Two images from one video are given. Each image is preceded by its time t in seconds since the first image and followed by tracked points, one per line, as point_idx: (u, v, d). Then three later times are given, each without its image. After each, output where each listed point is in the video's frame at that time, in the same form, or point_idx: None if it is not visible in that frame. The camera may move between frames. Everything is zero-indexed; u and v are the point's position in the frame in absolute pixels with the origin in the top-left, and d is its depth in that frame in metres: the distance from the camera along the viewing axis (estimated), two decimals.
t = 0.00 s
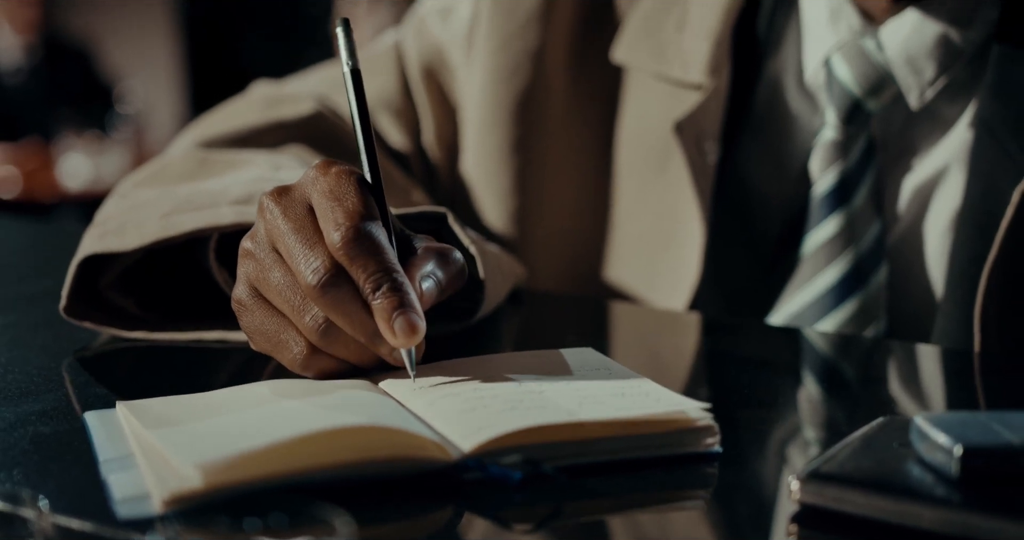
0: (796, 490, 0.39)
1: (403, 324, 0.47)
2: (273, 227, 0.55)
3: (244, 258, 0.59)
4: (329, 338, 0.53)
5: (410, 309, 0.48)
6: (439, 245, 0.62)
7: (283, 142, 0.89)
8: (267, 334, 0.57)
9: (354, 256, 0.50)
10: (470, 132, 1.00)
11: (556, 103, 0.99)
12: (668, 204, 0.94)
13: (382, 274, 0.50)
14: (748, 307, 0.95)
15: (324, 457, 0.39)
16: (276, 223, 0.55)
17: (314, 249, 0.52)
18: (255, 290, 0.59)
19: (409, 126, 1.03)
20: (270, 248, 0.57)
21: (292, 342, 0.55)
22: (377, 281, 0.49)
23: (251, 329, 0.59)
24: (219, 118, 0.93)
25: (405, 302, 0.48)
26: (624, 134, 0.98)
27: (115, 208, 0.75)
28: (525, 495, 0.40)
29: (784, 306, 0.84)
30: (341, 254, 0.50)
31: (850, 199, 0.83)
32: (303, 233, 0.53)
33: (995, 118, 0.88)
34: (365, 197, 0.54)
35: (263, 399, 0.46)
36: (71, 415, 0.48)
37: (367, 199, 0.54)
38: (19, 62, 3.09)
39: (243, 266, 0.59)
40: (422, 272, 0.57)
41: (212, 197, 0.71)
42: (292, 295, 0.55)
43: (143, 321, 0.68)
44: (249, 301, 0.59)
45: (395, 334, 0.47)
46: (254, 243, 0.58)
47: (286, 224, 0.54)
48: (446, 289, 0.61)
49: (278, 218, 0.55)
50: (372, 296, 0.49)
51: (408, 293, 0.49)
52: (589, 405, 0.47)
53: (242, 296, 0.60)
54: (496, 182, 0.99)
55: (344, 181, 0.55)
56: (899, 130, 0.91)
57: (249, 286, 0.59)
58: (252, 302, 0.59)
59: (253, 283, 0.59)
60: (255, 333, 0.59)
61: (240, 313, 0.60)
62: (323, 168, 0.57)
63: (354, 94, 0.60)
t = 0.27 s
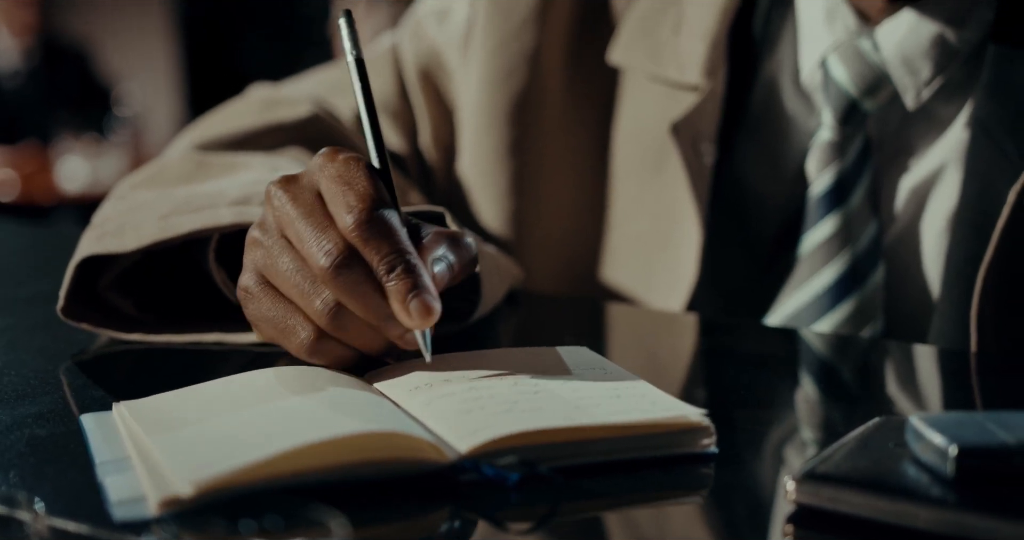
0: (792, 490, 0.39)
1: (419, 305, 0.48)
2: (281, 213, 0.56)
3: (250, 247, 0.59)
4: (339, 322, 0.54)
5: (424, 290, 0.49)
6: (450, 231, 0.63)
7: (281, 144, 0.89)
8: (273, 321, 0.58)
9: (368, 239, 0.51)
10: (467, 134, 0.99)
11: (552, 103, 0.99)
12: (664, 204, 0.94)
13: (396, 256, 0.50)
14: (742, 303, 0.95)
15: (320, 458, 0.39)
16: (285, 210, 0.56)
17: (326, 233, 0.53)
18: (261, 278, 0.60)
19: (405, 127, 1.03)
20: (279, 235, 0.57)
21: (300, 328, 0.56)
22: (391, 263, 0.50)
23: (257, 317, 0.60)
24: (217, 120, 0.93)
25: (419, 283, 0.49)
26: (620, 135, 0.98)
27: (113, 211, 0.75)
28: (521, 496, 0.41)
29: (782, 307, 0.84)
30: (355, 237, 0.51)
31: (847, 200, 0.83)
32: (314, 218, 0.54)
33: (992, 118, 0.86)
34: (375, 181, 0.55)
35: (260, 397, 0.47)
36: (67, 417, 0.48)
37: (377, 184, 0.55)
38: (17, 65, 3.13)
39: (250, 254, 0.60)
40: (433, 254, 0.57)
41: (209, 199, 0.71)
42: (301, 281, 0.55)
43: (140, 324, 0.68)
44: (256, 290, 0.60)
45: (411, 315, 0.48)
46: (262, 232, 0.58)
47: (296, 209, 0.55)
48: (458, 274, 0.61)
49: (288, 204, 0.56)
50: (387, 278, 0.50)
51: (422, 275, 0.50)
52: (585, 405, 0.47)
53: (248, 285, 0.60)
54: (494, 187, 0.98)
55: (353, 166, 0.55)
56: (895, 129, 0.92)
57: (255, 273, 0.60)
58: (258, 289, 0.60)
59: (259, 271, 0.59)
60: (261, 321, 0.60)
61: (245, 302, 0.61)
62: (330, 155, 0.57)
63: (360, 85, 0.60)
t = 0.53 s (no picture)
0: (789, 490, 0.39)
1: (466, 297, 0.50)
2: (317, 209, 0.57)
3: (281, 243, 0.61)
4: (376, 313, 0.56)
5: (470, 281, 0.51)
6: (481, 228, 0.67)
7: (277, 145, 0.90)
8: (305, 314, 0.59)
9: (413, 229, 0.53)
10: (463, 136, 0.99)
11: (549, 103, 0.99)
12: (661, 204, 0.94)
13: (441, 246, 0.52)
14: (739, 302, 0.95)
15: (318, 458, 0.39)
16: (321, 205, 0.57)
17: (368, 226, 0.54)
18: (291, 273, 0.61)
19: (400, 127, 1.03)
20: (313, 230, 0.59)
21: (333, 321, 0.58)
22: (434, 252, 0.52)
23: (287, 311, 0.62)
24: (215, 122, 0.93)
25: (464, 271, 0.51)
26: (616, 135, 0.98)
27: (110, 212, 0.75)
28: (519, 497, 0.41)
29: (779, 306, 0.85)
30: (401, 228, 0.53)
31: (844, 200, 0.82)
32: (353, 212, 0.55)
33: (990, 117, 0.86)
34: (413, 173, 0.56)
35: (258, 398, 0.47)
36: (65, 419, 0.48)
37: (416, 176, 0.56)
38: (15, 67, 3.19)
39: (280, 248, 0.61)
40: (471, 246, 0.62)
41: (206, 200, 0.71)
42: (337, 274, 0.57)
43: (140, 324, 0.69)
44: (286, 285, 0.61)
45: (459, 306, 0.50)
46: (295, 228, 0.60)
47: (332, 203, 0.56)
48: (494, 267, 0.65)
49: (324, 200, 0.57)
50: (432, 268, 0.52)
51: (467, 265, 0.52)
52: (583, 404, 0.47)
53: (278, 280, 0.62)
54: (491, 187, 0.99)
55: (389, 159, 0.56)
56: (893, 129, 0.92)
57: (285, 268, 0.61)
58: (288, 284, 0.61)
59: (290, 265, 0.61)
60: (291, 314, 0.61)
61: (273, 295, 0.63)
62: (359, 150, 0.58)
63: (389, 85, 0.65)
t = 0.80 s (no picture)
0: (788, 490, 0.39)
1: (526, 281, 0.50)
2: (363, 212, 0.57)
3: (325, 248, 0.61)
4: (432, 310, 0.56)
5: (528, 265, 0.51)
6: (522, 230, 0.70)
7: (279, 147, 0.90)
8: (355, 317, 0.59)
9: (465, 216, 0.52)
10: (461, 137, 1.00)
11: (547, 104, 0.99)
12: (659, 205, 0.94)
13: (495, 231, 0.52)
14: (738, 302, 0.95)
15: (318, 459, 0.39)
16: (367, 208, 0.57)
17: (420, 223, 0.55)
18: (336, 277, 0.61)
19: (398, 128, 1.03)
20: (358, 233, 0.59)
21: (387, 321, 0.58)
22: (489, 239, 0.52)
23: (336, 315, 0.61)
24: (216, 124, 0.93)
25: (521, 256, 0.51)
26: (614, 136, 0.99)
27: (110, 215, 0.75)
28: (518, 498, 0.41)
29: (780, 307, 0.86)
30: (453, 216, 0.53)
31: (843, 201, 0.83)
32: (402, 211, 0.56)
33: (989, 118, 0.86)
34: (457, 168, 0.56)
35: (257, 399, 0.47)
36: (64, 421, 0.49)
37: (460, 170, 0.57)
38: (15, 70, 3.24)
39: (326, 254, 0.61)
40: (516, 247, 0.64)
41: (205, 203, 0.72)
42: (388, 274, 0.57)
43: (155, 324, 0.69)
44: (333, 289, 0.61)
45: (520, 291, 0.50)
46: (339, 233, 0.60)
47: (379, 205, 0.56)
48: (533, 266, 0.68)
49: (370, 203, 0.57)
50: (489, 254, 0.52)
51: (523, 249, 0.52)
52: (582, 404, 0.47)
53: (324, 285, 0.62)
54: (491, 189, 0.99)
55: (430, 157, 0.57)
56: (892, 129, 0.92)
57: (331, 273, 0.61)
58: (335, 288, 0.61)
59: (335, 270, 0.61)
60: (340, 318, 0.61)
61: (320, 300, 0.62)
62: (398, 151, 0.59)
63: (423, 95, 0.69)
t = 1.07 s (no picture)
0: (787, 489, 0.39)
1: (573, 288, 0.50)
2: (403, 218, 0.57)
3: (363, 254, 0.61)
4: (473, 314, 0.56)
5: (574, 272, 0.51)
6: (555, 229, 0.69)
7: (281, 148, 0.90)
8: (393, 322, 0.59)
9: (510, 225, 0.52)
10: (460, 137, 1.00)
11: (546, 104, 0.99)
12: (658, 205, 0.94)
13: (541, 239, 0.52)
14: (738, 301, 0.95)
15: (317, 459, 0.39)
16: (407, 215, 0.57)
17: (463, 230, 0.54)
18: (374, 281, 0.61)
19: (397, 127, 1.03)
20: (398, 239, 0.59)
21: (427, 325, 0.57)
22: (534, 245, 0.52)
23: (373, 319, 0.61)
24: (217, 124, 0.94)
25: (565, 261, 0.51)
26: (614, 136, 0.98)
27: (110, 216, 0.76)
28: (518, 498, 0.40)
29: (780, 306, 0.86)
30: (498, 224, 0.53)
31: (843, 201, 0.83)
32: (444, 218, 0.55)
33: (987, 116, 0.87)
34: (496, 174, 0.56)
35: (257, 398, 0.47)
36: (64, 421, 0.49)
37: (500, 176, 0.56)
38: (15, 70, 3.28)
39: (364, 259, 0.61)
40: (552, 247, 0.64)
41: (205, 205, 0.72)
42: (430, 280, 0.57)
43: (172, 326, 0.70)
44: (371, 293, 0.61)
45: (568, 298, 0.50)
46: (378, 239, 0.59)
47: (419, 210, 0.56)
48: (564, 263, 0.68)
49: (409, 210, 0.57)
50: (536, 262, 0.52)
51: (569, 257, 0.52)
52: (582, 403, 0.47)
53: (362, 289, 0.61)
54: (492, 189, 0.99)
55: (469, 163, 0.56)
56: (892, 129, 0.92)
57: (368, 278, 0.61)
58: (372, 292, 0.61)
59: (373, 275, 0.60)
60: (378, 323, 0.61)
61: (357, 303, 0.62)
62: (433, 156, 0.58)
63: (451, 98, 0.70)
